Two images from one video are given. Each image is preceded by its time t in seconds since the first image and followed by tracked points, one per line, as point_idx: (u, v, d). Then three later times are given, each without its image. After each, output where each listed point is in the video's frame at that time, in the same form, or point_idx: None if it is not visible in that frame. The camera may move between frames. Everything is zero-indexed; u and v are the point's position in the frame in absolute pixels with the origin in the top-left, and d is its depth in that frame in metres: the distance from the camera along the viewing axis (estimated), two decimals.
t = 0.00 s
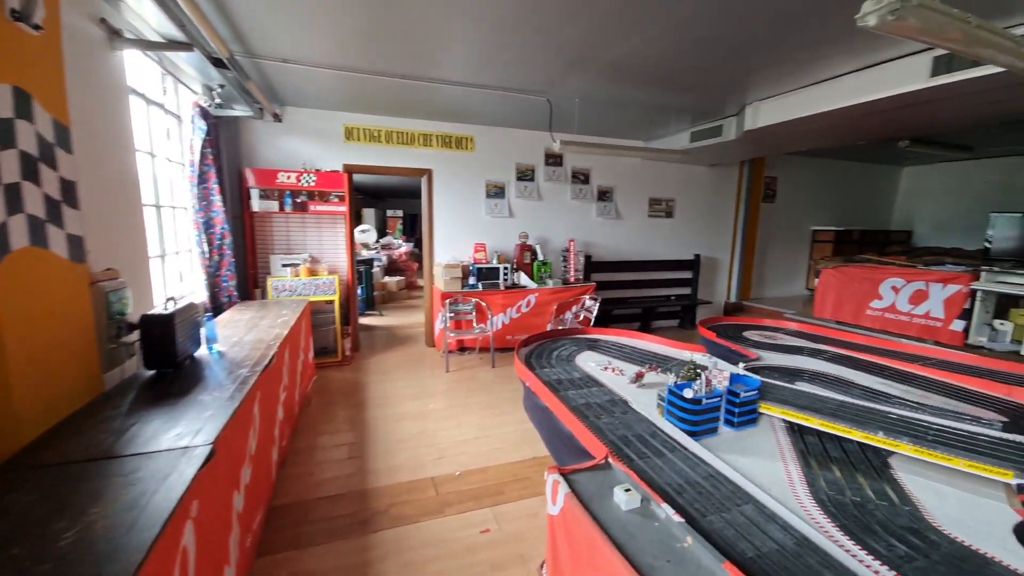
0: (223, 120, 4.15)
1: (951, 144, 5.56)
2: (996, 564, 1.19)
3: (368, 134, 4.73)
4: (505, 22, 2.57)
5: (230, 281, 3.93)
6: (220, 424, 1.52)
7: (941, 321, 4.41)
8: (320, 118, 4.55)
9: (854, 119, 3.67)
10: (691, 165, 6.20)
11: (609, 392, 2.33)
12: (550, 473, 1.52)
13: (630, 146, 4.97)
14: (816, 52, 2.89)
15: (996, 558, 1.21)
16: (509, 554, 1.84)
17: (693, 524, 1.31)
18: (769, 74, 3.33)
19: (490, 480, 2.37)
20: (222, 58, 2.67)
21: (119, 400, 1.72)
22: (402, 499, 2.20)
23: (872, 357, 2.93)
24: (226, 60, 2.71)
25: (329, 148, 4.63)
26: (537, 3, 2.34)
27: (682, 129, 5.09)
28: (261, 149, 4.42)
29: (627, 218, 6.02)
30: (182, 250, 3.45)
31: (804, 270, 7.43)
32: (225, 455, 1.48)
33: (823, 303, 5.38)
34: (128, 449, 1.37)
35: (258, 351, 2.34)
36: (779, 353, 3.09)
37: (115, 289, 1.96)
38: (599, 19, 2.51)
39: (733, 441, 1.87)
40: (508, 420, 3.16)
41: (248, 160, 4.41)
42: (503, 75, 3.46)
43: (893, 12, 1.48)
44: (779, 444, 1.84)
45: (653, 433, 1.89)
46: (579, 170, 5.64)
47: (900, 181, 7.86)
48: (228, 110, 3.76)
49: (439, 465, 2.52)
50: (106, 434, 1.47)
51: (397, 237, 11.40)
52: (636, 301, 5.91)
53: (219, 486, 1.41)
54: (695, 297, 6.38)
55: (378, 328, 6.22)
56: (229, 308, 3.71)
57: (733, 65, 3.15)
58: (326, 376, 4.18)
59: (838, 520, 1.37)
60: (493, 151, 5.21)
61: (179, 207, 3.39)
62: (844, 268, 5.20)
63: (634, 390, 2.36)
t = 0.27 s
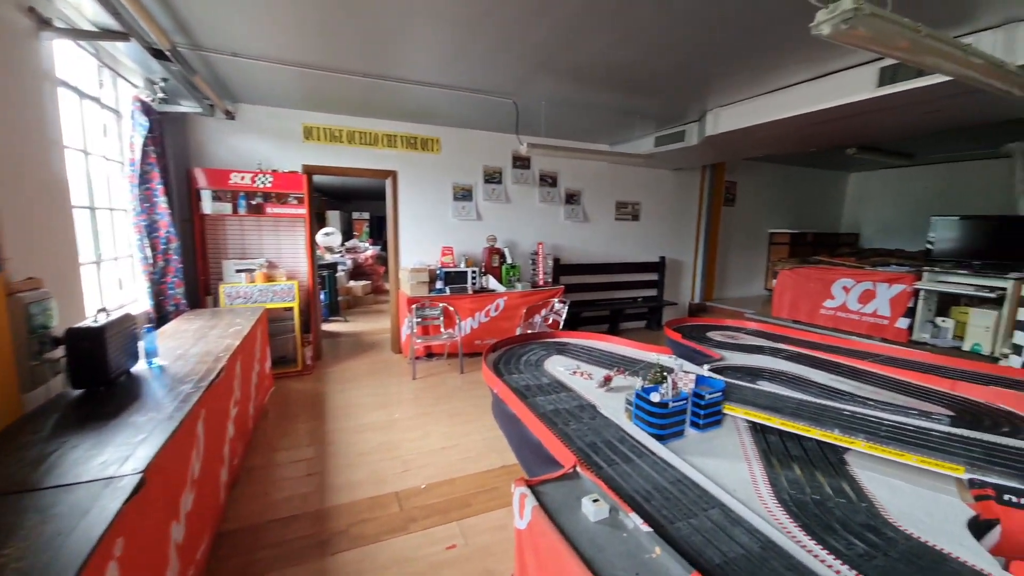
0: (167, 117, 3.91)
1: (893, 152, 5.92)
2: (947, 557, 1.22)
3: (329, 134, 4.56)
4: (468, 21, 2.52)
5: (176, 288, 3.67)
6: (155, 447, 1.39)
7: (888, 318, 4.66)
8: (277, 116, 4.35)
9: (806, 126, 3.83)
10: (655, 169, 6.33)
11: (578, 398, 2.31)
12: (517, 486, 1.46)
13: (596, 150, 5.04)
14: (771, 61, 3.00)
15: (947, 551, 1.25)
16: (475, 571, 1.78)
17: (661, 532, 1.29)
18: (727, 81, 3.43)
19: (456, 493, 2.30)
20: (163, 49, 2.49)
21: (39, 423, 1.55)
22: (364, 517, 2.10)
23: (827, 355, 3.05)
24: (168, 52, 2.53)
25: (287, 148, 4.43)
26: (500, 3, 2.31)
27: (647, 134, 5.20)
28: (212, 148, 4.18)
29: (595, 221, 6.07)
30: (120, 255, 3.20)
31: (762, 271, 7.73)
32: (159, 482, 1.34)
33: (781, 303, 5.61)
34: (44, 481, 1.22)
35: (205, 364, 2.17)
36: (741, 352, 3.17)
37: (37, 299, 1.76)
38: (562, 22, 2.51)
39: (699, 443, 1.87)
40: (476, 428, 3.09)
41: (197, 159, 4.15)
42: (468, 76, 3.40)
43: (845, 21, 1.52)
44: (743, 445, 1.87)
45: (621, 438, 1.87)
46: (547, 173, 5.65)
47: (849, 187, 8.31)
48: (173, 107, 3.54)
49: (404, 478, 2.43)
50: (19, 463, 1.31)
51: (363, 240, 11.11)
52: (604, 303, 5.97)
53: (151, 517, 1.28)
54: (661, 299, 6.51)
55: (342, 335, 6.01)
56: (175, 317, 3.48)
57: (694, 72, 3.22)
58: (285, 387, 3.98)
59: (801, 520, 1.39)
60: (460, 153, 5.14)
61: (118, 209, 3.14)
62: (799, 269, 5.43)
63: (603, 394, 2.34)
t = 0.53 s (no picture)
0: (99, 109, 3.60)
1: (835, 158, 6.30)
2: (892, 544, 1.28)
3: (282, 131, 4.35)
4: (426, 18, 2.47)
5: (111, 295, 3.38)
6: (75, 473, 1.25)
7: (832, 315, 4.97)
8: (224, 112, 4.11)
9: (757, 133, 4.00)
10: (617, 172, 6.46)
11: (542, 401, 2.29)
12: (480, 496, 1.42)
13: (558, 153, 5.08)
14: (723, 69, 3.11)
15: (891, 539, 1.31)
16: None
17: (624, 535, 1.28)
18: (683, 87, 3.53)
19: (419, 504, 2.24)
20: (92, 37, 2.29)
21: None
22: (320, 536, 2.00)
23: (780, 352, 3.18)
24: (97, 39, 2.33)
25: (237, 145, 4.19)
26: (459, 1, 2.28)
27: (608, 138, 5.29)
28: (152, 144, 3.90)
29: (559, 223, 6.11)
30: (43, 261, 2.91)
31: (718, 271, 8.04)
32: (80, 512, 1.21)
33: (736, 303, 5.81)
34: None
35: (141, 378, 2.00)
36: (700, 351, 3.26)
37: None
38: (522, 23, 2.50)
39: (661, 443, 1.90)
40: (440, 435, 3.03)
41: (136, 156, 3.86)
42: (428, 74, 3.34)
43: (792, 29, 1.58)
44: (702, 442, 1.91)
45: (585, 441, 1.87)
46: (511, 175, 5.64)
47: (796, 190, 8.79)
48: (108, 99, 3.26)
49: (364, 491, 2.35)
50: None
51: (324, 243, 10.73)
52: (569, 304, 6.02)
53: (69, 552, 1.15)
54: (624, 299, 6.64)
55: (300, 341, 5.75)
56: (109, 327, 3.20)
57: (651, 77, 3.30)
58: (236, 398, 3.76)
59: (757, 515, 1.42)
60: (422, 154, 5.04)
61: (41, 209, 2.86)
62: (752, 269, 5.67)
63: (567, 397, 2.34)
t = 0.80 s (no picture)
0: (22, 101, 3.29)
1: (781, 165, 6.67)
2: (837, 532, 1.35)
3: (230, 129, 4.12)
4: (382, 15, 2.41)
5: (33, 304, 3.08)
6: None
7: (780, 313, 5.24)
8: (165, 106, 3.85)
9: (710, 139, 4.17)
10: (579, 176, 6.56)
11: (505, 405, 2.27)
12: (440, 506, 1.38)
13: (520, 156, 5.09)
14: (676, 77, 3.23)
15: (837, 527, 1.37)
16: None
17: (586, 538, 1.28)
18: (641, 93, 3.63)
19: (378, 517, 2.17)
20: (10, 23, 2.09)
21: None
22: (272, 556, 1.90)
23: (733, 349, 3.32)
24: (13, 24, 2.13)
25: (180, 142, 3.94)
26: None
27: (569, 141, 5.37)
28: (82, 140, 3.60)
29: (522, 226, 6.13)
30: None
31: (676, 273, 8.33)
32: None
33: (693, 302, 6.05)
34: None
35: (67, 396, 1.82)
36: (660, 350, 3.35)
37: None
38: (480, 24, 2.49)
39: (622, 442, 1.92)
40: (401, 444, 2.95)
41: (63, 153, 3.55)
42: (386, 73, 3.27)
43: (738, 40, 1.64)
44: (662, 440, 1.95)
45: (548, 444, 1.87)
46: (474, 177, 5.61)
47: (747, 195, 9.25)
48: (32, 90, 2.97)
49: (320, 506, 2.26)
50: None
51: (280, 246, 10.28)
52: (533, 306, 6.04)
53: None
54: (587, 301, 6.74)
55: (252, 350, 5.47)
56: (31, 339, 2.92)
57: (610, 82, 3.37)
58: (180, 412, 3.52)
59: (713, 510, 1.46)
60: (382, 154, 4.92)
61: None
62: (708, 270, 5.91)
63: (530, 400, 2.33)
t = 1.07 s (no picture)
0: None
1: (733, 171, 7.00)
2: (786, 521, 1.42)
3: (172, 123, 3.86)
4: (336, 10, 2.33)
5: None
6: None
7: (733, 312, 5.49)
8: (96, 97, 3.55)
9: (666, 145, 4.32)
10: (542, 178, 6.61)
11: (468, 409, 2.24)
12: (400, 517, 1.34)
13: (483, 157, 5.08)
14: (633, 84, 3.32)
15: (786, 516, 1.44)
16: None
17: (548, 541, 1.28)
18: (600, 99, 3.71)
19: (337, 531, 2.09)
20: None
21: None
22: None
23: (690, 347, 3.44)
24: None
25: (115, 136, 3.65)
26: None
27: (531, 144, 5.42)
28: None
29: (485, 228, 6.11)
30: None
31: (637, 274, 8.56)
32: None
33: (652, 302, 6.24)
34: None
35: None
36: (621, 350, 3.42)
37: None
38: (439, 24, 2.46)
39: (584, 442, 1.94)
40: (361, 453, 2.86)
41: None
42: (343, 71, 3.17)
43: (690, 49, 1.69)
44: (623, 439, 1.98)
45: (511, 447, 1.86)
46: (436, 178, 5.53)
47: (702, 198, 9.64)
48: None
49: (273, 523, 2.15)
50: None
51: (230, 249, 9.75)
52: (497, 308, 6.03)
53: None
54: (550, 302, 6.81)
55: (199, 358, 5.14)
56: None
57: (570, 87, 3.42)
58: (116, 428, 3.25)
59: (672, 506, 1.50)
60: (340, 154, 4.77)
61: None
62: (666, 271, 6.12)
63: (493, 403, 2.31)
